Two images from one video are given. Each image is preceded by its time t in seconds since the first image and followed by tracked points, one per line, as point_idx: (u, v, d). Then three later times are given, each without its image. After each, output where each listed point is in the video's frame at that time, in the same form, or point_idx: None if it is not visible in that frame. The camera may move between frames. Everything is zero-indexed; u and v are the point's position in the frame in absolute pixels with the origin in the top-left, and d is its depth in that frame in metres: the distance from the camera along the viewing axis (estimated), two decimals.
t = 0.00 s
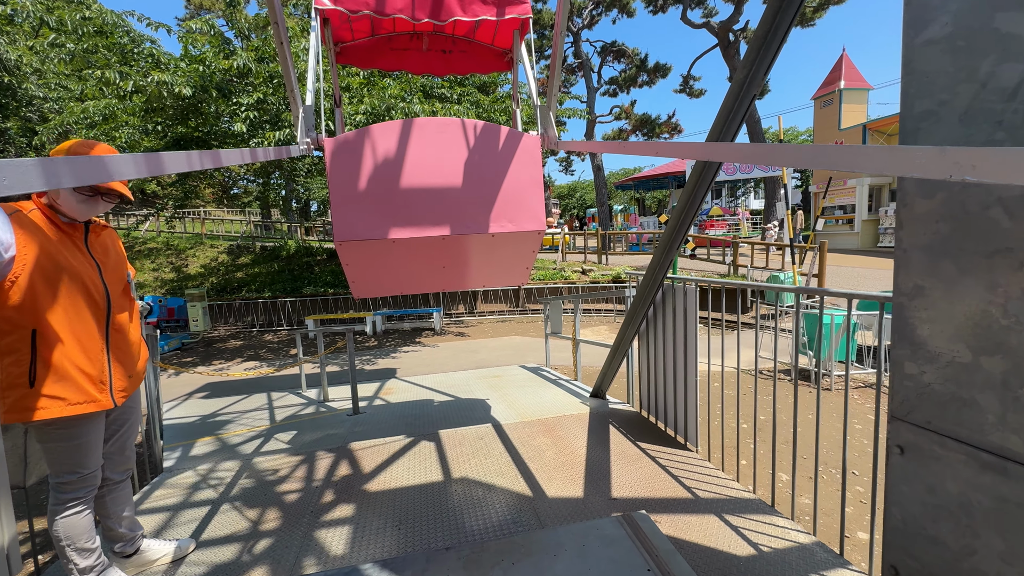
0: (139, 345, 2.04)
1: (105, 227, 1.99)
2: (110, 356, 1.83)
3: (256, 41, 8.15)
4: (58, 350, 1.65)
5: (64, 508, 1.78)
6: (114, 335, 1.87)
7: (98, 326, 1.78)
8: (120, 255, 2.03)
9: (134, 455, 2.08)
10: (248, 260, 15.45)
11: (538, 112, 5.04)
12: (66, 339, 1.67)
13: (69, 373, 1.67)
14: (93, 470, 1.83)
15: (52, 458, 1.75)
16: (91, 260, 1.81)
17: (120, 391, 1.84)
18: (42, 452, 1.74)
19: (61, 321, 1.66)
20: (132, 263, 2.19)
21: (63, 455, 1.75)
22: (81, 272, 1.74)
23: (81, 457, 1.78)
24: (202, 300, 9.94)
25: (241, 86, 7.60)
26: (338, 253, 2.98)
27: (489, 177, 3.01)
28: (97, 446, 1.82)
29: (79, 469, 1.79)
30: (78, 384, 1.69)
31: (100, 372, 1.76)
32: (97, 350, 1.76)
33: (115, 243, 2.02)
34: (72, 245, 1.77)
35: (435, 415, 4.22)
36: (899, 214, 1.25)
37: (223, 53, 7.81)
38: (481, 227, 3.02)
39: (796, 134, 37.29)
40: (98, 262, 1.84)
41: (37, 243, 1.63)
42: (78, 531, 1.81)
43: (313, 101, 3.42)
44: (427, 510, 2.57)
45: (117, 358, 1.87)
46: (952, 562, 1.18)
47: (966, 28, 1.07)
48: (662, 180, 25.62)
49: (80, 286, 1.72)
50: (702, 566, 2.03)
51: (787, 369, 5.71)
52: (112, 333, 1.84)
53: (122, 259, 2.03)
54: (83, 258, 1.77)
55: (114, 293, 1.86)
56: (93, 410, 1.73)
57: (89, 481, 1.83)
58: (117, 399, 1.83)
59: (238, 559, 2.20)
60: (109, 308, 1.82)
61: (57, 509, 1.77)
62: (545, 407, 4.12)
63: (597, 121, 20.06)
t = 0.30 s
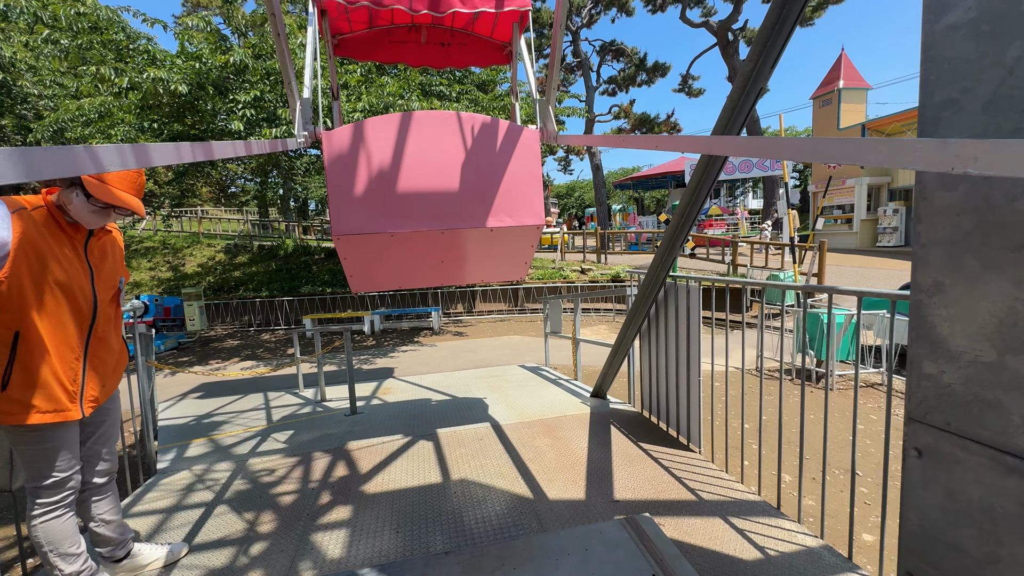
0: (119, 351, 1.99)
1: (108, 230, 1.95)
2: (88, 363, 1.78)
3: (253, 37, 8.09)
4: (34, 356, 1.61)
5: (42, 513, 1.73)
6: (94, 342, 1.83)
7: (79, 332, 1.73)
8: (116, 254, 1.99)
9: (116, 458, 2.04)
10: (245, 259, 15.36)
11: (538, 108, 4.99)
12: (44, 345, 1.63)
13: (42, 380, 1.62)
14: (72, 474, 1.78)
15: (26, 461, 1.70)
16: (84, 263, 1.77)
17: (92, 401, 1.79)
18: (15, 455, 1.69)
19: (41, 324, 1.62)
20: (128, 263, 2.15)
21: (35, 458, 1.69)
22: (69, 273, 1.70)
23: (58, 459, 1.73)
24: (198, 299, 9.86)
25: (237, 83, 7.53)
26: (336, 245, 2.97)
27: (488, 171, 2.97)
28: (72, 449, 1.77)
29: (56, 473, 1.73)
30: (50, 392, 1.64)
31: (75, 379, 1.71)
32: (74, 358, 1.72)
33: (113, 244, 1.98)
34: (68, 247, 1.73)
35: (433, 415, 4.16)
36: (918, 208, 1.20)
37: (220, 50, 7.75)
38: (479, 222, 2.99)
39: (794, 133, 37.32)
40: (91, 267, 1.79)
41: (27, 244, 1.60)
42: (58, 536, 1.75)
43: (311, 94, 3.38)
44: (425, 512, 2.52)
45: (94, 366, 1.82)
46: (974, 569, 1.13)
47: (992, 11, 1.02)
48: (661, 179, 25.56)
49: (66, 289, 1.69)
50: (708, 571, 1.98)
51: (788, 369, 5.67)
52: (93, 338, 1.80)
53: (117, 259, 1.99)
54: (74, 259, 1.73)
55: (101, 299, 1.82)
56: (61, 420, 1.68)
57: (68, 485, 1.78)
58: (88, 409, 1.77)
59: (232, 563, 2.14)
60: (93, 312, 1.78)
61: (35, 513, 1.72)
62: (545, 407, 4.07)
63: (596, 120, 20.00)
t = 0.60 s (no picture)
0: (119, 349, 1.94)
1: (93, 221, 1.87)
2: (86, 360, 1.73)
3: (251, 36, 8.04)
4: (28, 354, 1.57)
5: (33, 519, 1.68)
6: (91, 338, 1.77)
7: (74, 327, 1.68)
8: (106, 249, 1.92)
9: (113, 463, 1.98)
10: (242, 259, 15.30)
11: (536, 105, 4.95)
12: (40, 343, 1.59)
13: (39, 379, 1.58)
14: (65, 479, 1.73)
15: (19, 466, 1.65)
16: (75, 258, 1.71)
17: (94, 400, 1.74)
18: (8, 460, 1.64)
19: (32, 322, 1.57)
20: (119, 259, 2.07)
21: (31, 462, 1.65)
22: (56, 269, 1.64)
23: (52, 464, 1.69)
24: (195, 299, 9.80)
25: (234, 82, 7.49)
26: (334, 241, 2.98)
27: (487, 166, 3.02)
28: (69, 454, 1.72)
29: (51, 478, 1.69)
30: (50, 390, 1.60)
31: (73, 378, 1.67)
32: (71, 355, 1.67)
33: (102, 237, 1.91)
34: (52, 240, 1.65)
35: (432, 415, 4.11)
36: (937, 205, 1.16)
37: (216, 48, 7.71)
38: (478, 217, 3.04)
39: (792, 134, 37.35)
40: (80, 260, 1.72)
41: (10, 239, 1.54)
42: (48, 544, 1.70)
43: (308, 88, 3.34)
44: (425, 516, 2.47)
45: (93, 363, 1.77)
46: None
47: None
48: (660, 179, 25.53)
49: (57, 284, 1.64)
50: None
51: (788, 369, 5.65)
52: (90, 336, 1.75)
53: (108, 254, 1.92)
54: (63, 253, 1.67)
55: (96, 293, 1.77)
56: (66, 419, 1.64)
57: (62, 490, 1.73)
58: (92, 408, 1.74)
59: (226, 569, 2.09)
60: (87, 309, 1.72)
61: (28, 519, 1.67)
62: (545, 409, 4.02)
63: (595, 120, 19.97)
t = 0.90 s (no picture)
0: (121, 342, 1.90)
1: (75, 215, 1.80)
2: (89, 356, 1.69)
3: (248, 33, 7.99)
4: (29, 353, 1.52)
5: (25, 527, 1.64)
6: (90, 334, 1.71)
7: (67, 322, 1.63)
8: (90, 242, 1.85)
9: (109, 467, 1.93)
10: (240, 259, 15.23)
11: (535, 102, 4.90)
12: (36, 339, 1.53)
13: (43, 378, 1.54)
14: (60, 485, 1.68)
15: (14, 471, 1.60)
16: (61, 253, 1.64)
17: (101, 394, 1.72)
18: (2, 466, 1.59)
19: (27, 320, 1.52)
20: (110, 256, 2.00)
21: (26, 467, 1.60)
22: (44, 264, 1.57)
23: (47, 470, 1.63)
24: (192, 299, 9.74)
25: (231, 80, 7.43)
26: (331, 235, 2.92)
27: (484, 161, 2.98)
28: (66, 457, 1.67)
29: (46, 484, 1.64)
30: (51, 388, 1.55)
31: (77, 374, 1.63)
32: (69, 350, 1.61)
33: (86, 233, 1.84)
34: (33, 235, 1.58)
35: (430, 416, 4.07)
36: (957, 201, 1.11)
37: (212, 45, 7.65)
38: (477, 212, 2.99)
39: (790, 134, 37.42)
40: (66, 255, 1.66)
41: None
42: (38, 554, 1.65)
43: (305, 82, 3.29)
44: (423, 521, 2.41)
45: (96, 359, 1.72)
46: None
47: None
48: (659, 179, 25.51)
49: (46, 280, 1.57)
50: None
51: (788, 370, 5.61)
52: (89, 331, 1.70)
53: (93, 247, 1.85)
54: (44, 246, 1.60)
55: (89, 288, 1.71)
56: (68, 416, 1.60)
57: (57, 496, 1.68)
58: (97, 403, 1.69)
59: None
60: (81, 303, 1.67)
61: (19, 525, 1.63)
62: (545, 410, 3.97)
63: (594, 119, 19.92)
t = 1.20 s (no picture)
0: (114, 342, 1.86)
1: (63, 211, 1.76)
2: (79, 356, 1.65)
3: (246, 32, 7.94)
4: (14, 354, 1.48)
5: (18, 532, 1.60)
6: (80, 333, 1.67)
7: (58, 321, 1.59)
8: (80, 240, 1.81)
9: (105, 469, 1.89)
10: (238, 259, 15.18)
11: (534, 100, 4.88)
12: (22, 340, 1.50)
13: (28, 380, 1.50)
14: (54, 489, 1.64)
15: (5, 475, 1.56)
16: (49, 250, 1.61)
17: (90, 396, 1.68)
18: None
19: (16, 320, 1.48)
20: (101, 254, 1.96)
21: (17, 472, 1.56)
22: (33, 263, 1.54)
23: (41, 474, 1.60)
24: (189, 299, 9.69)
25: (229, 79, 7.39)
26: (328, 231, 2.89)
27: (482, 157, 2.95)
28: (60, 460, 1.64)
29: (39, 488, 1.60)
30: (38, 391, 1.51)
31: (64, 375, 1.59)
32: (57, 351, 1.58)
33: (76, 230, 1.80)
34: (20, 231, 1.55)
35: (429, 416, 4.03)
36: (971, 197, 1.08)
37: (209, 43, 7.60)
38: (475, 209, 2.96)
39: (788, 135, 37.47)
40: (55, 252, 1.62)
41: None
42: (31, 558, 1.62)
43: (303, 78, 3.26)
44: (422, 523, 2.38)
45: (86, 359, 1.68)
46: None
47: None
48: (658, 179, 25.49)
49: (36, 278, 1.54)
50: None
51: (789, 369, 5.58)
52: (79, 331, 1.67)
53: (85, 245, 1.81)
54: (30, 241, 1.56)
55: (80, 286, 1.67)
56: (56, 418, 1.56)
57: (50, 500, 1.64)
58: (86, 405, 1.66)
59: None
60: (71, 302, 1.63)
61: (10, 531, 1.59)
62: (545, 410, 3.94)
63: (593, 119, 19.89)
